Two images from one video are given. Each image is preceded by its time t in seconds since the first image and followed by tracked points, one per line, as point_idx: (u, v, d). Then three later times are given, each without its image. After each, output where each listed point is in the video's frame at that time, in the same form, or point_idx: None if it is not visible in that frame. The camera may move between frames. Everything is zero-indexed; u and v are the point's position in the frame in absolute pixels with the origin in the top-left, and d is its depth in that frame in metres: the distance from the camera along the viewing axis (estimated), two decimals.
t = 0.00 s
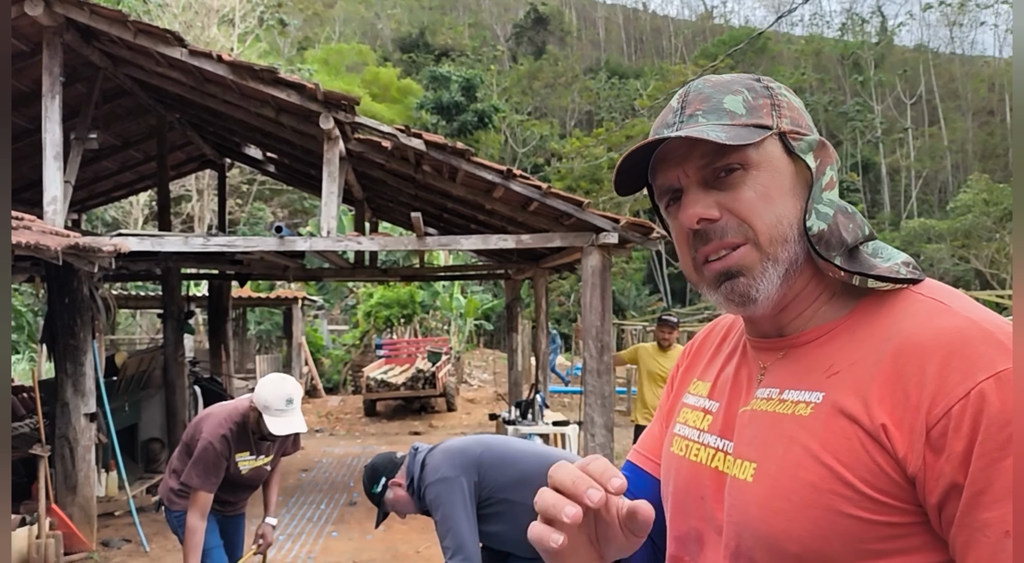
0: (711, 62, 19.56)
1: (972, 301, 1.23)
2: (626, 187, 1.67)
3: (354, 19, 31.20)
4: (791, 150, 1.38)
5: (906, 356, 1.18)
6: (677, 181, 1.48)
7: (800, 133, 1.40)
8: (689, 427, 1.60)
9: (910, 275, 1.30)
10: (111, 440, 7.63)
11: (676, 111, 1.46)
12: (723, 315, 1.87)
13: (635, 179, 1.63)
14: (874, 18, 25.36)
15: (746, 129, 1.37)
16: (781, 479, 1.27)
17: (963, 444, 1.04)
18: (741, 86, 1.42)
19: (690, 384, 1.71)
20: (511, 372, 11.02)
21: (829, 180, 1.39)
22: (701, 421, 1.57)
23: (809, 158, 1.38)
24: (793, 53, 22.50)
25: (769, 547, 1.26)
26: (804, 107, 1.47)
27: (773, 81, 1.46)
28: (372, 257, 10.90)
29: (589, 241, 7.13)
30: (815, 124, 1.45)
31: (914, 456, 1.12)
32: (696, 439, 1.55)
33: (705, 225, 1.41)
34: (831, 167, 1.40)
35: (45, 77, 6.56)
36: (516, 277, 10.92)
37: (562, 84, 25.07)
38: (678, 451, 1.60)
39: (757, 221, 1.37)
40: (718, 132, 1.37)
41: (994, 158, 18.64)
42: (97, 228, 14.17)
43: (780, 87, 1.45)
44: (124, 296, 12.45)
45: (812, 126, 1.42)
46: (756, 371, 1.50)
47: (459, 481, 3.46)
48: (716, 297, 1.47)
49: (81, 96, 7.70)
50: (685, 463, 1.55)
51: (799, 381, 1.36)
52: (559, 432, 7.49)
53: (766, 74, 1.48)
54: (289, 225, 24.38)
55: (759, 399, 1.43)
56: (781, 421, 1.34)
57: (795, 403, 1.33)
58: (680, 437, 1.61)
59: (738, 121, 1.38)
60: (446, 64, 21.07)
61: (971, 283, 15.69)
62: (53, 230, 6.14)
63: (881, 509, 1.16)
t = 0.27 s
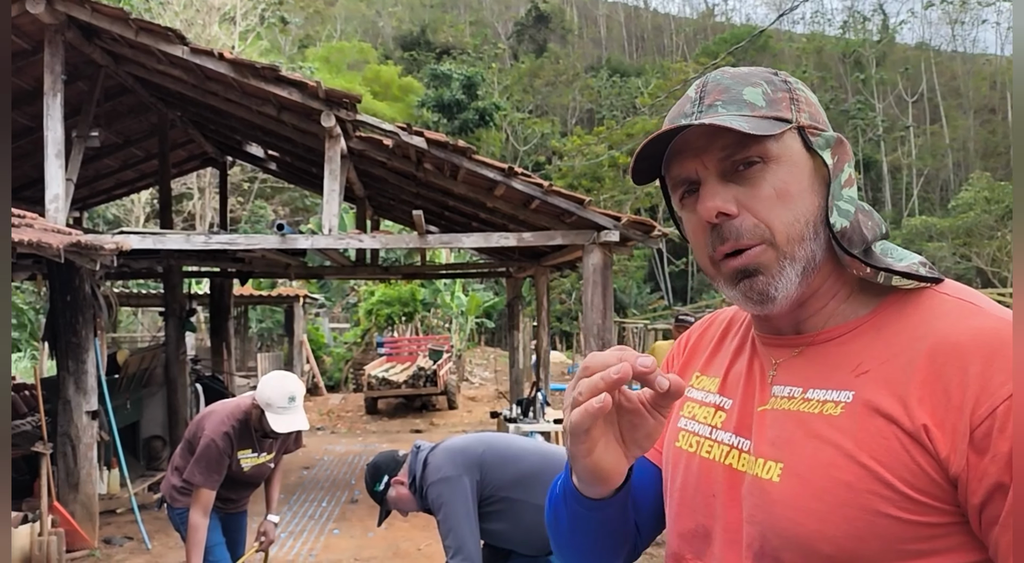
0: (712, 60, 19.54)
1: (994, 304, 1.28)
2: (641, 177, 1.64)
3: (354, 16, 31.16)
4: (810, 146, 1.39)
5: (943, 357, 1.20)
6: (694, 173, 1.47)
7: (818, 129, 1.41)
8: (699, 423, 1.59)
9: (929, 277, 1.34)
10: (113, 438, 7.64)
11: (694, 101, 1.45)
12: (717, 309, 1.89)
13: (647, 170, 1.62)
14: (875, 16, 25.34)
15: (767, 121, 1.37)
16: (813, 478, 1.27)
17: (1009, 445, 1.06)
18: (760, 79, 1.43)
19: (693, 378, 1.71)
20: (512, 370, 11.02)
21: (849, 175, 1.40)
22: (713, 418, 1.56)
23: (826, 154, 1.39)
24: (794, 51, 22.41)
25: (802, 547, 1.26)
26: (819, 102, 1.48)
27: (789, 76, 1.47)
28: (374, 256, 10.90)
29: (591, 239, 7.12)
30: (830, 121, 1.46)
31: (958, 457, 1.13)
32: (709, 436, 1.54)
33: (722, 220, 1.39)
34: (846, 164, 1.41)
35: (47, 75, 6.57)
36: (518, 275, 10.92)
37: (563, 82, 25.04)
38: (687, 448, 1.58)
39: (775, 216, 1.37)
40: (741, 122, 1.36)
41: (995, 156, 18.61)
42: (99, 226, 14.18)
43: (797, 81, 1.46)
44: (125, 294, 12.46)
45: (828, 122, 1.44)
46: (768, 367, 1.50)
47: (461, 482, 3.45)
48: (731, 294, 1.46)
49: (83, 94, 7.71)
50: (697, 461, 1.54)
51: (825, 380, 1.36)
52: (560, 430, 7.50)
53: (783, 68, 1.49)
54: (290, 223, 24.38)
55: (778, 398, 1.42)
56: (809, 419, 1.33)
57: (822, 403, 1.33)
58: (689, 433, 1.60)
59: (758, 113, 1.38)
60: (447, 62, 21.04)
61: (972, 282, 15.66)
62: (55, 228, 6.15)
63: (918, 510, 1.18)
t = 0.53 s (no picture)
0: (713, 59, 19.56)
1: (1002, 305, 1.29)
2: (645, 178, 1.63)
3: (356, 15, 31.14)
4: (816, 144, 1.40)
5: (964, 361, 1.21)
6: (701, 174, 1.47)
7: (823, 126, 1.41)
8: (698, 433, 1.58)
9: (934, 275, 1.36)
10: (115, 436, 7.67)
11: (698, 98, 1.45)
12: (704, 314, 1.91)
13: (649, 171, 1.61)
14: (877, 14, 25.37)
15: (775, 120, 1.37)
16: (837, 486, 1.28)
17: None
18: (763, 75, 1.42)
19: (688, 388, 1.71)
20: (514, 369, 11.03)
21: (854, 174, 1.41)
22: (711, 426, 1.55)
23: (831, 153, 1.40)
24: (795, 49, 22.69)
25: (826, 555, 1.26)
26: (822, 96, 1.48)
27: (791, 70, 1.47)
28: (375, 254, 10.91)
29: (593, 237, 7.13)
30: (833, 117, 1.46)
31: (986, 463, 1.14)
32: (709, 445, 1.53)
33: (732, 220, 1.40)
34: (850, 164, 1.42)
35: (48, 74, 6.58)
36: (519, 274, 10.93)
37: (564, 81, 25.03)
38: (686, 458, 1.58)
39: (784, 216, 1.38)
40: (750, 122, 1.36)
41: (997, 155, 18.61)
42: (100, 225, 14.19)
43: (799, 76, 1.46)
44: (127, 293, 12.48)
45: (832, 119, 1.44)
46: (772, 371, 1.50)
47: (462, 478, 3.46)
48: (737, 298, 1.47)
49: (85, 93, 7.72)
50: (698, 469, 1.53)
51: (838, 384, 1.36)
52: (561, 429, 7.51)
53: (785, 62, 1.48)
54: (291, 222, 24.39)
55: (787, 402, 1.43)
56: (825, 425, 1.34)
57: (839, 408, 1.34)
58: (688, 444, 1.59)
59: (766, 111, 1.38)
60: (448, 61, 21.03)
61: (974, 281, 15.67)
62: (57, 227, 6.15)
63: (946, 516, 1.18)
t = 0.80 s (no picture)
0: (714, 59, 19.56)
1: (1002, 308, 1.26)
2: (633, 185, 1.68)
3: (357, 15, 31.11)
4: (804, 148, 1.39)
5: (954, 364, 1.19)
6: (689, 180, 1.49)
7: (814, 129, 1.40)
8: (699, 435, 1.59)
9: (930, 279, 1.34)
10: (117, 436, 7.68)
11: (687, 106, 1.47)
12: (711, 317, 1.93)
13: (643, 179, 1.64)
14: (879, 14, 25.36)
15: (759, 126, 1.38)
16: (829, 490, 1.27)
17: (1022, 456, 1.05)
18: (752, 79, 1.43)
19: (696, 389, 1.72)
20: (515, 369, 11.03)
21: (844, 177, 1.40)
22: (711, 428, 1.57)
23: (821, 157, 1.39)
24: (796, 49, 22.85)
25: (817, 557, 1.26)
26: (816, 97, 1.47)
27: (784, 72, 1.46)
28: (376, 254, 10.92)
29: (594, 237, 7.13)
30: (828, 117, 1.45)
31: (973, 468, 1.12)
32: (709, 446, 1.55)
33: (717, 225, 1.41)
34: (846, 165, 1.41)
35: (50, 74, 6.59)
36: (520, 274, 10.93)
37: (566, 81, 25.01)
38: (688, 460, 1.59)
39: (769, 221, 1.38)
40: (730, 130, 1.37)
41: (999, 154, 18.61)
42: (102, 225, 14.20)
43: (791, 78, 1.45)
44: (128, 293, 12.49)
45: (826, 119, 1.43)
46: (772, 374, 1.51)
47: (468, 476, 3.46)
48: (726, 301, 1.47)
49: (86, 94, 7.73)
50: (696, 472, 1.55)
51: (831, 387, 1.36)
52: (563, 429, 7.52)
53: (777, 67, 1.48)
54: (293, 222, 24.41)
55: (782, 405, 1.43)
56: (817, 428, 1.34)
57: (832, 411, 1.33)
58: (690, 446, 1.60)
59: (750, 118, 1.39)
60: (449, 60, 21.04)
61: (976, 280, 15.68)
62: (58, 227, 6.16)
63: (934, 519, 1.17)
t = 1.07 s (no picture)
0: (715, 60, 19.59)
1: (987, 300, 1.26)
2: (634, 185, 1.68)
3: (358, 16, 31.09)
4: (800, 146, 1.40)
5: (929, 356, 1.20)
6: (689, 179, 1.49)
7: (808, 130, 1.41)
8: (702, 432, 1.59)
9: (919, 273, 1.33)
10: (118, 437, 7.69)
11: (685, 106, 1.48)
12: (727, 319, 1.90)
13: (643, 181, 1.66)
14: (880, 14, 25.40)
15: (757, 126, 1.38)
16: (806, 479, 1.28)
17: (991, 444, 1.05)
18: (750, 81, 1.44)
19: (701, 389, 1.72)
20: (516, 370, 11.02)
21: (840, 175, 1.40)
22: (713, 424, 1.57)
23: (817, 155, 1.40)
24: (797, 50, 22.83)
25: (797, 546, 1.27)
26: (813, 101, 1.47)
27: (781, 75, 1.47)
28: (377, 255, 10.92)
29: (594, 238, 7.13)
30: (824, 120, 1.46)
31: (944, 455, 1.13)
32: (710, 441, 1.55)
33: (715, 223, 1.41)
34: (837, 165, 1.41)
35: (51, 76, 6.59)
36: (521, 274, 10.94)
37: (566, 82, 25.01)
38: (691, 456, 1.59)
39: (767, 218, 1.38)
40: (729, 128, 1.38)
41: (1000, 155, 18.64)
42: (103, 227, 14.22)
43: (790, 80, 1.46)
44: (130, 294, 12.49)
45: (822, 123, 1.43)
46: (768, 369, 1.51)
47: (480, 473, 3.43)
48: (727, 295, 1.48)
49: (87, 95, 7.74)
50: (696, 466, 1.55)
51: (818, 380, 1.37)
52: (564, 429, 7.52)
53: (775, 70, 1.49)
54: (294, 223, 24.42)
55: (774, 399, 1.44)
56: (801, 420, 1.35)
57: (815, 404, 1.34)
58: (694, 442, 1.60)
59: (748, 117, 1.39)
60: (450, 61, 21.05)
61: (977, 280, 15.70)
62: (60, 228, 6.17)
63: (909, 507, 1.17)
